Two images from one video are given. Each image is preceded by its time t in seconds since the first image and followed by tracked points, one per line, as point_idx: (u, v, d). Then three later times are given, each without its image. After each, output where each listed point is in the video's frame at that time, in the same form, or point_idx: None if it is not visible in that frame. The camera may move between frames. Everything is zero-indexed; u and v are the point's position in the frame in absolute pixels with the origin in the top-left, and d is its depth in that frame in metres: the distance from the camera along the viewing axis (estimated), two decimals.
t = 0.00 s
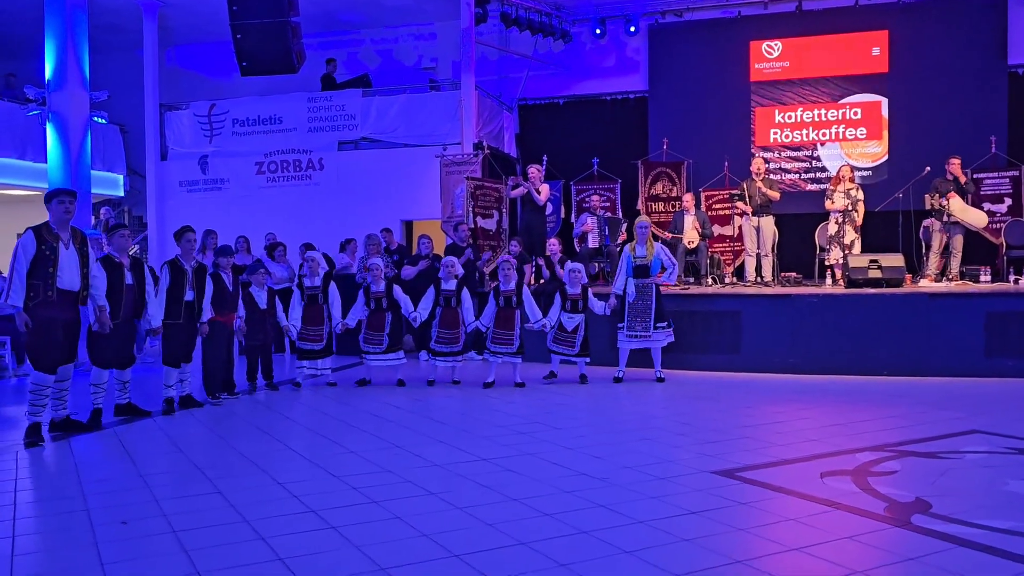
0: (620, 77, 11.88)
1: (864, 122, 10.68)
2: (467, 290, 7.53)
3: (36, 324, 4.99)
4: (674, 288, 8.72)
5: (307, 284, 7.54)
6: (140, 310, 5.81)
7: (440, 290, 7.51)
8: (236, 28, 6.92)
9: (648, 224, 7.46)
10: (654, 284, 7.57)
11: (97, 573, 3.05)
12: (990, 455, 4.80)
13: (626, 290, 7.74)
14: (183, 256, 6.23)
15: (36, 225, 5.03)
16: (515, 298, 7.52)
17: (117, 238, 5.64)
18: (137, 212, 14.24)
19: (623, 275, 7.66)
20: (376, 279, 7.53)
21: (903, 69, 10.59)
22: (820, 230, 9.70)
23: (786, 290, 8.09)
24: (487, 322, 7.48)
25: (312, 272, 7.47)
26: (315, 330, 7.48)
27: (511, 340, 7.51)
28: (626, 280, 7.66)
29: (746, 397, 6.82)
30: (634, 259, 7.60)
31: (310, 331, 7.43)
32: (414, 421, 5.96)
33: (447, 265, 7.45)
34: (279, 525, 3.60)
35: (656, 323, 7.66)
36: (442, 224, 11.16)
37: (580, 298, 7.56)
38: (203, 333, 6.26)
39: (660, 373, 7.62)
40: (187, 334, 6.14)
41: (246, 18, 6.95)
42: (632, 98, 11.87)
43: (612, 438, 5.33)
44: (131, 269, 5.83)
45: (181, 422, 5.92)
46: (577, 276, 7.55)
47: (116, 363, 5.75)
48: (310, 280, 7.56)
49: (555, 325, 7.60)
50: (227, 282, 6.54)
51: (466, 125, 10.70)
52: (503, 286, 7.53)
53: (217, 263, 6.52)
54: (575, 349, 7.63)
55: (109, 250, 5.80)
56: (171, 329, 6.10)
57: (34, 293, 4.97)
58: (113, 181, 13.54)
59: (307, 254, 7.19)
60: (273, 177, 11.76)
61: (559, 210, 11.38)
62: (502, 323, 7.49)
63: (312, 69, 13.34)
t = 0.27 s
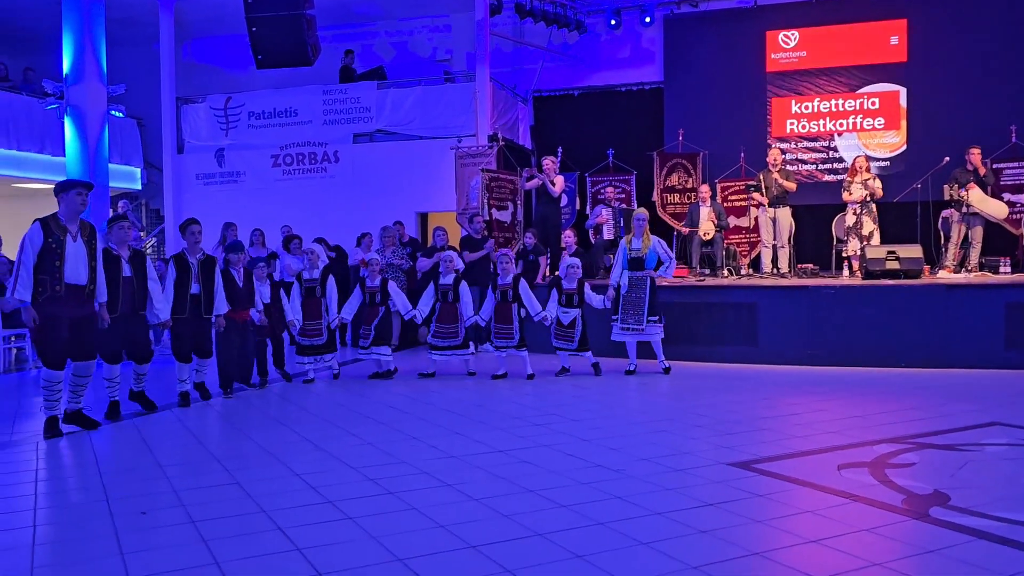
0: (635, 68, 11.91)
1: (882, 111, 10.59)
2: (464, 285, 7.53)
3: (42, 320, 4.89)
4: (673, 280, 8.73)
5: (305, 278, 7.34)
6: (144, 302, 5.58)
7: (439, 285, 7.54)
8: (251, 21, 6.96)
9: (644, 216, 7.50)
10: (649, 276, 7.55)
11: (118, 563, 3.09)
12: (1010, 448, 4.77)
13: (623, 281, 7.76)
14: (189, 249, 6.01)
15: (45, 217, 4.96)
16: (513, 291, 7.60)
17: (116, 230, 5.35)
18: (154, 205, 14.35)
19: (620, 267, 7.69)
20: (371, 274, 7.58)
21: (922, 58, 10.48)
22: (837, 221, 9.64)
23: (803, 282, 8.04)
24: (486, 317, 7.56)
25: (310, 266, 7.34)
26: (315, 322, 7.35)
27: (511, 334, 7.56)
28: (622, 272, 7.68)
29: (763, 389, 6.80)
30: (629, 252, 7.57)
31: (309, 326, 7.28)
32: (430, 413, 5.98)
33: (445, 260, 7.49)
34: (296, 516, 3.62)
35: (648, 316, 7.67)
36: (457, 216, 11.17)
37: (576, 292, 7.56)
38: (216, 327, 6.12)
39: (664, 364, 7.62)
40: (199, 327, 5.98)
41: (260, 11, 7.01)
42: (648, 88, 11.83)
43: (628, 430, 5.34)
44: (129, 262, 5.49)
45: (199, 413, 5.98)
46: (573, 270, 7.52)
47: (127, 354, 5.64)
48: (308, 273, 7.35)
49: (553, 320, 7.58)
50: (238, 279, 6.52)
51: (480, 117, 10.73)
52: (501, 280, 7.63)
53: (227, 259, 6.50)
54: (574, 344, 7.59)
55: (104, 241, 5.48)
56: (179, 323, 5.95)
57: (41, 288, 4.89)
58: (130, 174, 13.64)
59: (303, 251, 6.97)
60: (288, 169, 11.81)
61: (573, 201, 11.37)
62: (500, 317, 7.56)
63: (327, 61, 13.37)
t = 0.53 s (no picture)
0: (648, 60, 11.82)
1: (899, 102, 10.50)
2: (456, 276, 7.63)
3: (69, 312, 4.91)
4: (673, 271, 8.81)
5: (308, 269, 7.33)
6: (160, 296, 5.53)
7: (432, 277, 7.70)
8: (267, 14, 7.04)
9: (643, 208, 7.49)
10: (648, 267, 7.55)
11: (138, 553, 3.12)
12: None
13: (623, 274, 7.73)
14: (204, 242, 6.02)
15: (70, 208, 4.97)
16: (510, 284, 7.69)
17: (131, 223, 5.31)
18: (171, 198, 14.45)
19: (620, 260, 7.69)
20: (371, 266, 7.61)
21: (941, 48, 10.36)
22: (854, 212, 9.55)
23: (820, 274, 7.99)
24: (484, 308, 7.59)
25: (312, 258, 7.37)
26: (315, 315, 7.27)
27: (506, 325, 7.53)
28: (623, 264, 7.69)
29: (778, 382, 6.78)
30: (629, 244, 7.58)
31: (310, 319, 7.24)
32: (445, 405, 6.00)
33: (438, 252, 7.70)
34: (313, 508, 3.65)
35: (648, 309, 7.57)
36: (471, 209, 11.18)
37: (574, 283, 7.54)
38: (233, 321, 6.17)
39: (637, 361, 7.40)
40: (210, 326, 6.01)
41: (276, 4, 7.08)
42: (662, 80, 11.81)
43: (643, 422, 5.34)
44: (145, 255, 5.45)
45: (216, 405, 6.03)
46: (572, 261, 7.53)
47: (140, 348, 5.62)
48: (311, 265, 7.34)
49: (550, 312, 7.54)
50: (254, 269, 6.40)
51: (494, 110, 10.71)
52: (500, 272, 7.65)
53: (243, 248, 6.39)
54: (566, 334, 7.59)
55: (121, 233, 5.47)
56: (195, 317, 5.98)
57: (69, 279, 4.90)
58: (147, 168, 13.74)
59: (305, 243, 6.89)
60: (303, 163, 11.86)
61: (588, 193, 11.35)
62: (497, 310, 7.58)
63: (342, 54, 13.38)
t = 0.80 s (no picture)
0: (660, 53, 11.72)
1: (914, 94, 10.40)
2: (449, 274, 7.48)
3: (99, 306, 4.76)
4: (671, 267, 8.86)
5: (307, 264, 7.21)
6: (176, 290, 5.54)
7: (424, 274, 7.56)
8: (278, 10, 7.09)
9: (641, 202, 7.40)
10: (644, 262, 7.46)
11: (154, 544, 3.15)
12: None
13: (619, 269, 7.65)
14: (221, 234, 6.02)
15: (92, 200, 4.84)
16: (505, 281, 7.51)
17: (149, 216, 5.26)
18: (184, 193, 14.53)
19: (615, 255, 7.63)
20: (369, 258, 7.44)
21: (955, 39, 10.27)
22: (868, 205, 9.51)
23: (833, 267, 7.95)
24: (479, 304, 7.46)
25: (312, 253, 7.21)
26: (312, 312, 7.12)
27: (501, 322, 7.45)
28: (619, 260, 7.59)
29: (791, 376, 6.76)
30: (625, 238, 7.50)
31: (312, 317, 7.05)
32: (457, 399, 6.02)
33: (430, 248, 7.51)
34: (326, 500, 3.67)
35: (645, 304, 7.54)
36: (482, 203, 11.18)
37: (570, 279, 7.55)
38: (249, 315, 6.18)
39: (641, 354, 7.39)
40: (228, 319, 5.99)
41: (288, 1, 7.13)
42: (674, 73, 11.69)
43: (654, 416, 5.34)
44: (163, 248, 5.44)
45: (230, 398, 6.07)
46: (569, 256, 7.51)
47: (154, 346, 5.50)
48: (309, 261, 7.22)
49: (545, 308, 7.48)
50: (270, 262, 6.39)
51: (505, 103, 10.70)
52: (496, 268, 7.58)
53: (260, 243, 6.39)
54: (568, 331, 7.54)
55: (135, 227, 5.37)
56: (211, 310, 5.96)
57: (97, 272, 4.76)
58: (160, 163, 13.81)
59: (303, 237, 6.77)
60: (315, 157, 11.88)
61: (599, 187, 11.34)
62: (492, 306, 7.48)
63: (353, 49, 13.40)
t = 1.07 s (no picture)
0: (668, 48, 11.83)
1: (924, 89, 10.34)
2: (439, 267, 7.45)
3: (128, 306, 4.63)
4: (673, 263, 8.86)
5: (304, 260, 7.03)
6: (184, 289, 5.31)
7: (413, 268, 7.50)
8: (287, 7, 7.12)
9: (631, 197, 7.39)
10: (635, 259, 7.46)
11: (164, 539, 3.17)
12: None
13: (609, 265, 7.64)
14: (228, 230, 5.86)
15: (110, 196, 4.66)
16: (500, 275, 7.44)
17: (155, 213, 5.00)
18: (193, 190, 14.58)
19: (605, 250, 7.58)
20: (363, 255, 7.30)
21: (966, 34, 10.19)
22: (877, 201, 9.47)
23: (842, 263, 7.92)
24: (468, 299, 7.41)
25: (311, 248, 7.01)
26: (310, 309, 7.00)
27: (496, 318, 7.46)
28: (608, 255, 7.58)
29: (799, 372, 6.73)
30: (617, 234, 7.50)
31: (309, 313, 6.97)
32: (464, 395, 6.03)
33: (419, 242, 7.43)
34: (336, 496, 3.68)
35: (640, 300, 7.56)
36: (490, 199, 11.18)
37: (562, 275, 7.48)
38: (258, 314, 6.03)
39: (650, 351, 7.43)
40: (237, 319, 5.92)
41: None
42: (682, 68, 11.77)
43: (661, 412, 5.34)
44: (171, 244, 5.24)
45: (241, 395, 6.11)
46: (559, 253, 7.41)
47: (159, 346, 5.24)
48: (306, 255, 7.02)
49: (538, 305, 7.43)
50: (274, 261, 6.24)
51: (512, 99, 10.74)
52: (488, 263, 7.49)
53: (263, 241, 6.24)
54: (567, 328, 7.50)
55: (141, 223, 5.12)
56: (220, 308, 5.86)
57: (122, 271, 4.61)
58: (169, 160, 13.86)
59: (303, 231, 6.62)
60: (323, 154, 11.90)
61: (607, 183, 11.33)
62: (485, 302, 7.47)
63: (361, 46, 13.41)
